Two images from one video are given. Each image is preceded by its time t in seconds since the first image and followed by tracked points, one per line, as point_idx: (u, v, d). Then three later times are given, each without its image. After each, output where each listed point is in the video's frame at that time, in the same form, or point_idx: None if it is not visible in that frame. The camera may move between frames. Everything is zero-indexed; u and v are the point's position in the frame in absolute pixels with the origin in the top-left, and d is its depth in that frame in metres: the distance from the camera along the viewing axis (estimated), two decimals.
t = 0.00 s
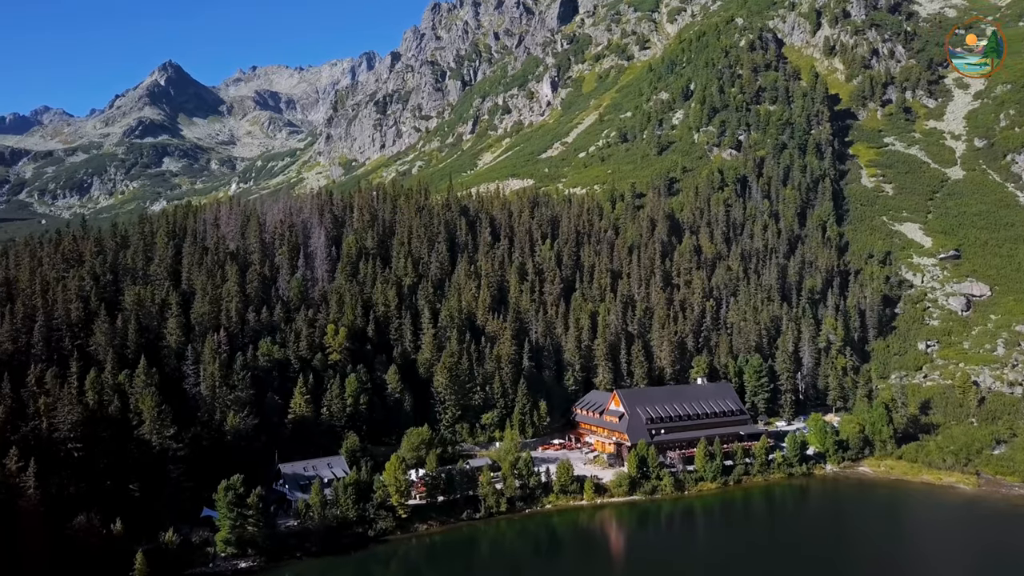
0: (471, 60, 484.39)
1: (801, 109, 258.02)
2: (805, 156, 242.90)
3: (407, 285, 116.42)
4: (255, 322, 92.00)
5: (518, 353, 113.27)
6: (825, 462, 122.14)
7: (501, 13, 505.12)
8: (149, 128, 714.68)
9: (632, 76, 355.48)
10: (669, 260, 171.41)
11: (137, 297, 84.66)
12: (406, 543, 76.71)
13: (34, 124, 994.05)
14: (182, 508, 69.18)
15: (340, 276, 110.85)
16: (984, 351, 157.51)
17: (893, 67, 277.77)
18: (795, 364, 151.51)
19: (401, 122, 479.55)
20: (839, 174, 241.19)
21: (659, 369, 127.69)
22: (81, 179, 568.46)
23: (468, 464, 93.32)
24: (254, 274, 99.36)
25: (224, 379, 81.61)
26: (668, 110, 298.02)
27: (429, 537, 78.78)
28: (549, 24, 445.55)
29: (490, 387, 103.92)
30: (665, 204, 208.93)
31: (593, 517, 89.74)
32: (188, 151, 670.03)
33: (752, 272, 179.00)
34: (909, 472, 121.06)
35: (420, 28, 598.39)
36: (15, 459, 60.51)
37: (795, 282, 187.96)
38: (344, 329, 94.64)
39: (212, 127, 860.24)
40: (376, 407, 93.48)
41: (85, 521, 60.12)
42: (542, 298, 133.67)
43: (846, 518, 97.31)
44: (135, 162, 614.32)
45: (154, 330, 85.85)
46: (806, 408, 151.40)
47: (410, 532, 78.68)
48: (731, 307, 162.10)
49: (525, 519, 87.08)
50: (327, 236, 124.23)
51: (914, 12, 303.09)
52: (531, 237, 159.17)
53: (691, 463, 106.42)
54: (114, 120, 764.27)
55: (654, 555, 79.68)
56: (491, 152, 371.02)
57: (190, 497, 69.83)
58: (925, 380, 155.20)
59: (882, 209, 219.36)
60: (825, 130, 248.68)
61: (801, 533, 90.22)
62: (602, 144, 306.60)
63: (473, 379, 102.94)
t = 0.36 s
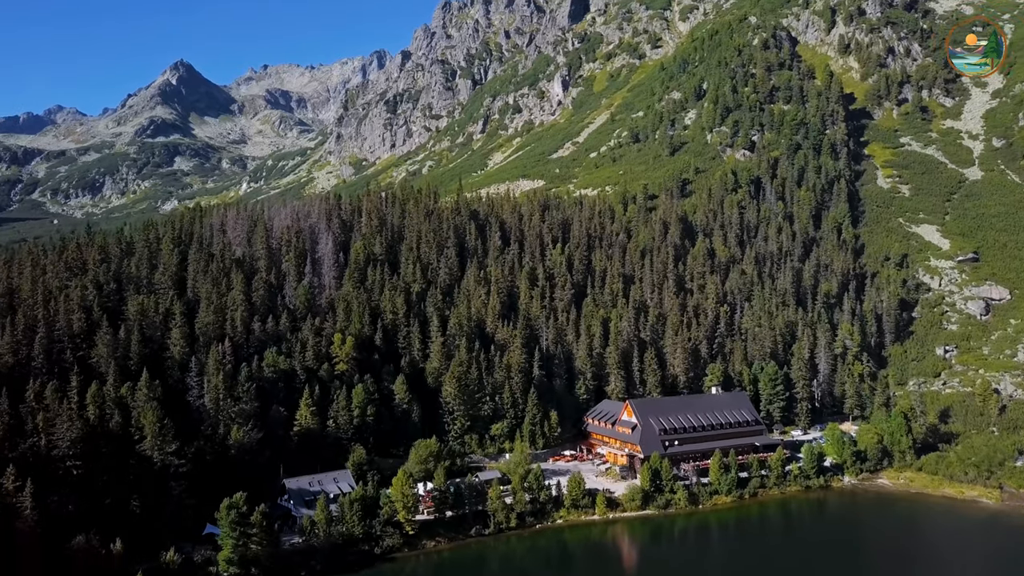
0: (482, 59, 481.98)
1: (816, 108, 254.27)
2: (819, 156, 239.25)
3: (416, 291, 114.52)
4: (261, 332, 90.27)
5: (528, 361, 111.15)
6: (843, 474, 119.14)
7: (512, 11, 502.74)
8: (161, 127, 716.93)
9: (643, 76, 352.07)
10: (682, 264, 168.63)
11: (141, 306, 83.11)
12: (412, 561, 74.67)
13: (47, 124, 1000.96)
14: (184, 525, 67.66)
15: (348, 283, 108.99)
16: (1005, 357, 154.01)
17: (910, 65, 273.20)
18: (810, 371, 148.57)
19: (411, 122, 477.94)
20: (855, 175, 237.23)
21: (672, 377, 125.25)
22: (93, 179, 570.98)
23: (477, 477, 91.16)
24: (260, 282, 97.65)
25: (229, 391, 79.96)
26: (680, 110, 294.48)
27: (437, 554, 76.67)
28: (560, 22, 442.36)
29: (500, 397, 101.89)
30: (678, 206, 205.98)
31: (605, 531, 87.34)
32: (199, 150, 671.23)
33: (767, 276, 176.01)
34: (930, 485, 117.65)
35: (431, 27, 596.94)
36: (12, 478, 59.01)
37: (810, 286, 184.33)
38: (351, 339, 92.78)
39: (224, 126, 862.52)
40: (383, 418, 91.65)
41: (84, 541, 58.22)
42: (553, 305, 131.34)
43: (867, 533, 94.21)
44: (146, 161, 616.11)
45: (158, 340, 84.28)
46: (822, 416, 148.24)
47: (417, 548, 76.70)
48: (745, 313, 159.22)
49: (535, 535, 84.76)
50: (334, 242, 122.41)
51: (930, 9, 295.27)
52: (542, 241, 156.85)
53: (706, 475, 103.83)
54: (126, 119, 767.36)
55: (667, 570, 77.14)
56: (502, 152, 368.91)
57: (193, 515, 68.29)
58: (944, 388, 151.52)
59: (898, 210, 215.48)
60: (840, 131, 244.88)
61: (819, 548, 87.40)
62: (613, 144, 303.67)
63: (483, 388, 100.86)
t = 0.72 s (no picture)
0: (493, 58, 479.80)
1: (831, 108, 250.40)
2: (835, 157, 235.52)
3: (425, 299, 112.55)
4: (267, 342, 88.46)
5: (539, 370, 108.94)
6: (862, 487, 115.98)
7: (524, 10, 500.19)
8: (173, 127, 719.61)
9: (656, 75, 348.73)
10: (696, 269, 165.89)
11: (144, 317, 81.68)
12: None
13: (61, 124, 1007.73)
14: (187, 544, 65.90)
15: (356, 291, 107.08)
16: None
17: (927, 64, 268.44)
18: (827, 380, 145.50)
19: (423, 122, 476.59)
20: (871, 176, 233.31)
21: (686, 386, 122.74)
22: (106, 179, 574.13)
23: (486, 492, 88.93)
24: (267, 291, 95.90)
25: (234, 404, 78.20)
26: (693, 110, 290.90)
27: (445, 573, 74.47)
28: (571, 21, 438.92)
29: (510, 408, 99.79)
30: (691, 209, 203.01)
31: (617, 548, 84.79)
32: (211, 150, 672.88)
33: (782, 281, 172.91)
34: (953, 499, 113.99)
35: (442, 26, 595.51)
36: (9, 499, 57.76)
37: (826, 291, 180.56)
38: (359, 349, 90.83)
39: (236, 125, 865.22)
40: (391, 430, 89.69)
41: (82, 563, 57.27)
42: (565, 312, 129.03)
43: (888, 550, 90.96)
44: (159, 161, 618.43)
45: (162, 352, 82.94)
46: (840, 425, 145.06)
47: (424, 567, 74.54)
48: (761, 319, 156.27)
49: (545, 552, 82.33)
50: (342, 249, 120.62)
51: (947, 8, 288.61)
52: (553, 246, 154.47)
53: (721, 488, 101.21)
54: (139, 119, 771.08)
55: None
56: (513, 152, 366.81)
57: (196, 533, 66.57)
58: (964, 396, 147.68)
59: (915, 212, 211.54)
60: (856, 131, 240.96)
61: (838, 564, 84.39)
62: (625, 145, 300.66)
63: (493, 399, 98.74)
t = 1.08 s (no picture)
0: (505, 58, 477.42)
1: (849, 109, 246.07)
2: (852, 159, 231.45)
3: (435, 308, 110.51)
4: (274, 355, 86.64)
5: (551, 382, 106.59)
6: (883, 503, 112.53)
7: (536, 9, 497.17)
8: (187, 127, 722.71)
9: (669, 75, 344.96)
10: (711, 275, 162.92)
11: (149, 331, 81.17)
12: None
13: (77, 124, 1016.09)
14: (189, 566, 64.39)
15: (365, 300, 105.14)
16: None
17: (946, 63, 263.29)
18: (846, 390, 142.06)
19: (435, 122, 475.13)
20: (890, 178, 229.02)
21: (702, 397, 120.19)
22: (120, 180, 577.87)
23: (497, 508, 86.70)
24: (274, 301, 94.22)
25: (239, 420, 76.44)
26: (707, 111, 287.05)
27: None
28: (584, 20, 435.20)
29: (522, 421, 97.52)
30: (706, 213, 199.73)
31: (632, 568, 81.96)
32: (225, 150, 674.64)
33: (799, 287, 169.51)
34: (978, 516, 110.02)
35: (455, 26, 593.71)
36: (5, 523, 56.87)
37: (844, 297, 176.59)
38: (367, 361, 88.83)
39: (248, 125, 868.35)
40: (400, 444, 87.75)
41: None
42: (577, 319, 126.54)
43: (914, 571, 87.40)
44: (172, 162, 621.49)
45: (167, 365, 81.67)
46: (860, 436, 141.56)
47: None
48: (778, 326, 152.95)
49: (557, 572, 79.73)
50: (352, 256, 118.79)
51: (967, 5, 284.09)
52: (565, 251, 152.01)
53: (738, 504, 98.43)
54: (153, 120, 775.68)
55: None
56: (525, 153, 364.51)
57: (198, 555, 65.15)
58: (988, 406, 143.82)
59: (935, 215, 207.19)
60: (874, 132, 236.57)
61: None
62: (639, 146, 297.40)
63: (504, 412, 96.53)
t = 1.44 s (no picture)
0: (517, 58, 474.98)
1: (865, 110, 241.95)
2: (869, 161, 227.60)
3: (444, 317, 108.46)
4: (280, 367, 84.99)
5: (563, 393, 104.29)
6: (904, 519, 109.18)
7: (548, 9, 494.63)
8: (199, 128, 725.80)
9: (683, 75, 341.58)
10: (726, 281, 160.18)
11: (152, 344, 80.38)
12: None
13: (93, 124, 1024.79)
14: None
15: (373, 309, 103.34)
16: None
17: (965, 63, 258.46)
18: (865, 400, 138.79)
19: (446, 123, 473.84)
20: (907, 180, 224.89)
21: (717, 407, 117.59)
22: (133, 181, 581.82)
23: (507, 525, 84.51)
24: (281, 311, 92.64)
25: (244, 435, 74.98)
26: (721, 112, 283.50)
27: None
28: (596, 20, 431.98)
29: (533, 434, 95.32)
30: (720, 217, 196.72)
31: None
32: (237, 150, 676.51)
33: (816, 293, 166.32)
34: (1003, 534, 106.43)
35: (466, 26, 592.32)
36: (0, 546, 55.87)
37: (862, 303, 172.97)
38: (375, 374, 86.90)
39: (261, 126, 871.17)
40: (407, 458, 85.74)
41: None
42: (589, 327, 124.18)
43: None
44: (185, 162, 624.03)
45: (171, 378, 80.41)
46: (878, 447, 138.15)
47: None
48: (793, 334, 149.96)
49: None
50: (360, 264, 117.04)
51: (986, 3, 278.75)
52: (577, 257, 149.76)
53: (755, 520, 95.70)
54: (166, 120, 780.03)
55: None
56: (537, 155, 362.32)
57: None
58: (1011, 416, 140.04)
59: (954, 218, 203.14)
60: (891, 134, 232.46)
61: None
62: (651, 147, 294.40)
63: (514, 425, 94.38)
